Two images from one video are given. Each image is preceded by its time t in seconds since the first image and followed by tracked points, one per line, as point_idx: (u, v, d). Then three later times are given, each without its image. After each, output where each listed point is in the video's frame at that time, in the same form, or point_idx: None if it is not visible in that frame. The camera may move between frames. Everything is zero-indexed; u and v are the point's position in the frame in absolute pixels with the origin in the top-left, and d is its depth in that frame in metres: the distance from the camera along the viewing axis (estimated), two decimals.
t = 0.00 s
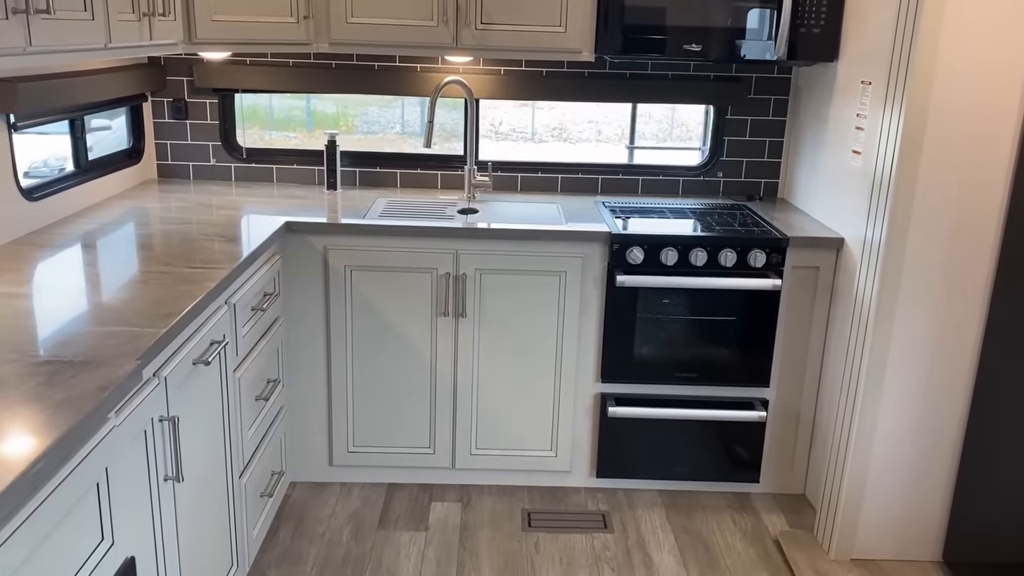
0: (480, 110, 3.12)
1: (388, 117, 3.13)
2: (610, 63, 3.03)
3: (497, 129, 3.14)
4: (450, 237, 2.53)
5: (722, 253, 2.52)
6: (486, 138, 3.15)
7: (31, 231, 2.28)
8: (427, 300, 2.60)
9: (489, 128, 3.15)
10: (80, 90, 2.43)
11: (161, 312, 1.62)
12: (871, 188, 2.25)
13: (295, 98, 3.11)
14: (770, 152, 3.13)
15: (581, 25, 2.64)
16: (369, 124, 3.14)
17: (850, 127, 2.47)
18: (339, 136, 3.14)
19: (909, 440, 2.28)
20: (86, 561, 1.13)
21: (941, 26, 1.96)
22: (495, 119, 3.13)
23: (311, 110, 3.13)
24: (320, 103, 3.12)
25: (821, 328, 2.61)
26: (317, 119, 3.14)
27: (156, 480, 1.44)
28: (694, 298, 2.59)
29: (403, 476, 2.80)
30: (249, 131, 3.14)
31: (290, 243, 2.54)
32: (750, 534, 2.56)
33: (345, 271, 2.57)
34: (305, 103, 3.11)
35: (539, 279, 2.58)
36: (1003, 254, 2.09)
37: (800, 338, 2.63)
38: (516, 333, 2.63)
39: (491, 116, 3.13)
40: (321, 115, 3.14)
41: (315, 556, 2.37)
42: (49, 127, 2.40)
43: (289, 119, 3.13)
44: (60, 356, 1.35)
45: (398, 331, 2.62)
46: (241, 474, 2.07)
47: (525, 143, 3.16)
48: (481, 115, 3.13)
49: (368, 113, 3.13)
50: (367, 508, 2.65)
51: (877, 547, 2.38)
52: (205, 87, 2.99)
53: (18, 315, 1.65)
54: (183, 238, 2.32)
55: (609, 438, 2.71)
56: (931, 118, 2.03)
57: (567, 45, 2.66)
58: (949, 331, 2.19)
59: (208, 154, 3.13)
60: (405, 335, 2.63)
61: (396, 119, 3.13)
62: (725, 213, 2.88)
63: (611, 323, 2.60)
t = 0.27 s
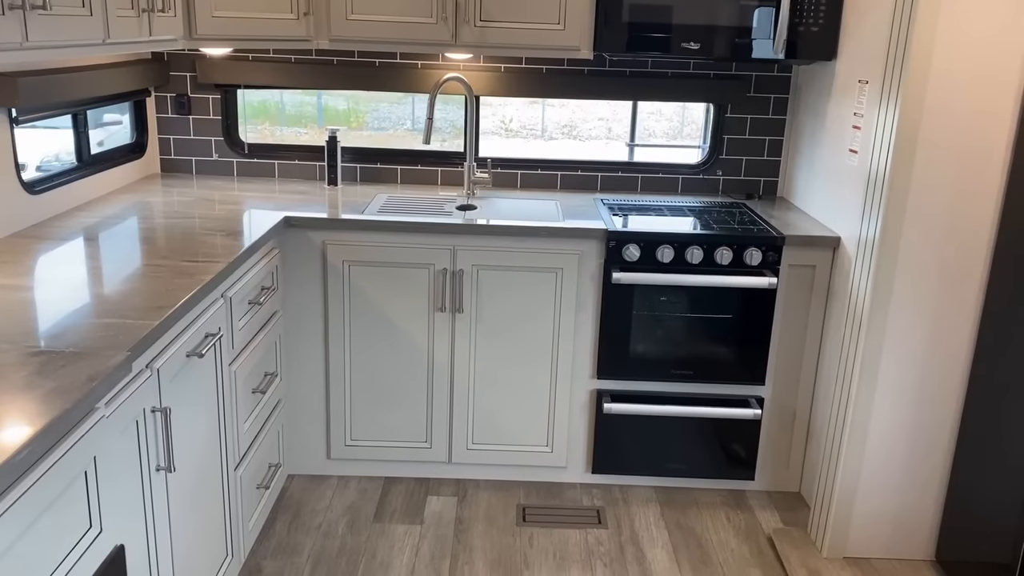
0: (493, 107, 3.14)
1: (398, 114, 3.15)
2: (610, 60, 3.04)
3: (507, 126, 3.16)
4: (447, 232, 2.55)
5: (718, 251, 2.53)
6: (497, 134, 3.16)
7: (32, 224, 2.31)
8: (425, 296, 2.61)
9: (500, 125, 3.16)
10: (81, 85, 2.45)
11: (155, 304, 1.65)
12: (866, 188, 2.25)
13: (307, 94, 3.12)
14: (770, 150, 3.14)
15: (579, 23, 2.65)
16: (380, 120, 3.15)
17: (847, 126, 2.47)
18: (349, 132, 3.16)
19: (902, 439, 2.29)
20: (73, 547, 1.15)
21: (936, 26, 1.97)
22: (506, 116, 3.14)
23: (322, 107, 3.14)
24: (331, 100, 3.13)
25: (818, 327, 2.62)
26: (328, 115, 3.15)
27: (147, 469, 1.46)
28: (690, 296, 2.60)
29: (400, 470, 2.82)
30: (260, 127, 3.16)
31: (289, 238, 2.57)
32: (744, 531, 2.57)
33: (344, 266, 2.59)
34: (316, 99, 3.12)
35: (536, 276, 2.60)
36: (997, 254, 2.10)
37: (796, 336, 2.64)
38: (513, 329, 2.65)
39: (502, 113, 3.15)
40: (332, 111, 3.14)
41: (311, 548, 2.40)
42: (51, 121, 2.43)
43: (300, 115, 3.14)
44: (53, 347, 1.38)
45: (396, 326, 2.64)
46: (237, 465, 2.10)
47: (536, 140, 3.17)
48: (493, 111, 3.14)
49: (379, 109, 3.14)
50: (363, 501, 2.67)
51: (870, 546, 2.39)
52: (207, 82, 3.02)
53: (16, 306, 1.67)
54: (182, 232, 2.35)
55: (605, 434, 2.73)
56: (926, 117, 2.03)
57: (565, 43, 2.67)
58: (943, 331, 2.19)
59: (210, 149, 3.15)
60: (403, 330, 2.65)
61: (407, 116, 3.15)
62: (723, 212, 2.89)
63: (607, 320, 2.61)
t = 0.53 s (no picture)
0: (508, 106, 3.16)
1: (414, 112, 3.17)
2: (615, 59, 3.05)
3: (522, 125, 3.18)
4: (450, 230, 2.57)
5: (720, 250, 2.53)
6: (510, 133, 3.19)
7: (40, 220, 2.35)
8: (427, 293, 2.64)
9: (515, 124, 3.18)
10: (90, 83, 2.49)
11: (156, 298, 1.67)
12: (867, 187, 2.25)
13: (322, 93, 3.14)
14: (775, 150, 3.14)
15: (582, 22, 2.66)
16: (395, 119, 3.18)
17: (850, 126, 2.47)
18: (365, 131, 3.19)
19: (902, 439, 2.29)
20: (69, 534, 1.18)
21: (936, 26, 1.96)
22: (521, 116, 3.16)
23: (338, 106, 3.17)
24: (347, 99, 3.15)
25: (819, 326, 2.61)
26: (344, 114, 3.18)
27: (146, 461, 1.49)
28: (692, 294, 2.61)
29: (402, 466, 2.84)
30: (276, 125, 3.19)
31: (293, 235, 2.59)
32: (743, 529, 2.57)
33: (347, 263, 2.61)
34: (332, 98, 3.15)
35: (537, 273, 2.61)
36: (997, 254, 2.09)
37: (798, 336, 2.64)
38: (515, 326, 2.66)
39: (518, 112, 3.17)
40: (348, 110, 3.17)
41: (312, 541, 2.43)
42: (60, 119, 2.47)
43: (316, 114, 3.17)
44: (54, 339, 1.41)
45: (399, 322, 2.67)
46: (238, 459, 2.13)
47: (551, 140, 3.19)
48: (508, 111, 3.17)
49: (394, 108, 3.17)
50: (366, 495, 2.70)
51: (870, 546, 2.39)
52: (215, 81, 3.05)
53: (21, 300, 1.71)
54: (188, 228, 2.38)
55: (606, 432, 2.74)
56: (926, 117, 2.03)
57: (568, 42, 2.68)
58: (942, 331, 2.19)
59: (218, 147, 3.18)
60: (405, 327, 2.67)
61: (422, 114, 3.17)
62: (727, 211, 2.89)
63: (608, 318, 2.62)
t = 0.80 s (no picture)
0: (527, 107, 3.17)
1: (433, 114, 3.20)
2: (624, 61, 3.06)
3: (541, 127, 3.19)
4: (457, 230, 2.59)
5: (727, 251, 2.54)
6: (529, 134, 3.20)
7: (55, 219, 2.39)
8: (435, 292, 2.66)
9: (534, 125, 3.20)
10: (105, 85, 2.53)
11: (163, 295, 1.71)
12: (873, 187, 2.25)
13: (342, 95, 3.18)
14: (785, 151, 3.13)
15: (590, 23, 2.67)
16: (414, 120, 3.21)
17: (858, 126, 2.47)
18: (384, 132, 3.22)
19: (908, 440, 2.28)
20: (72, 526, 1.21)
21: (941, 27, 1.96)
22: (540, 116, 3.18)
23: (358, 107, 3.20)
24: (367, 101, 3.19)
25: (827, 327, 2.61)
26: (363, 116, 3.21)
27: (152, 456, 1.52)
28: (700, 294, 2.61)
29: (411, 464, 2.87)
30: (297, 127, 3.23)
31: (304, 234, 2.63)
32: (749, 530, 2.57)
33: (356, 263, 2.64)
34: (352, 100, 3.19)
35: (545, 273, 2.63)
36: (1004, 255, 2.08)
37: (806, 337, 2.63)
38: (522, 325, 2.68)
39: (536, 114, 3.18)
40: (368, 112, 3.21)
41: (320, 537, 2.46)
42: (76, 120, 2.51)
43: (336, 116, 3.21)
44: (63, 336, 1.44)
45: (407, 321, 2.69)
46: (247, 455, 2.16)
47: (569, 141, 3.20)
48: (527, 112, 3.18)
49: (413, 109, 3.20)
50: (374, 493, 2.72)
51: (876, 548, 2.38)
52: (229, 83, 3.09)
53: (34, 296, 1.75)
54: (199, 228, 2.42)
55: (613, 432, 2.74)
56: (931, 118, 2.03)
57: (576, 43, 2.69)
58: (949, 332, 2.18)
59: (232, 148, 3.23)
60: (413, 326, 2.70)
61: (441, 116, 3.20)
62: (737, 211, 2.89)
63: (615, 318, 2.63)
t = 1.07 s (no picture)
0: (549, 109, 3.18)
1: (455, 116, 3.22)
2: (638, 61, 3.06)
3: (562, 128, 3.20)
4: (469, 230, 2.61)
5: (739, 251, 2.53)
6: (550, 136, 3.21)
7: (74, 218, 2.44)
8: (448, 292, 2.67)
9: (556, 127, 3.20)
10: (123, 87, 2.58)
11: (175, 292, 1.73)
12: (885, 188, 2.23)
13: (366, 97, 3.22)
14: (800, 152, 3.11)
15: (603, 24, 2.68)
16: (437, 122, 3.23)
17: (872, 126, 2.45)
18: (407, 134, 3.25)
19: (921, 443, 2.26)
20: (81, 518, 1.24)
21: (954, 26, 1.94)
22: (562, 119, 3.18)
23: (381, 110, 3.23)
24: (389, 103, 3.22)
25: (841, 328, 2.59)
26: (386, 117, 3.24)
27: (163, 450, 1.55)
28: (712, 295, 2.61)
29: (423, 462, 2.88)
30: (321, 129, 3.27)
31: (318, 234, 2.65)
32: (761, 531, 2.56)
33: (370, 262, 2.67)
34: (375, 102, 3.22)
35: (556, 273, 2.64)
36: (1019, 256, 2.06)
37: (819, 339, 2.62)
38: (534, 325, 2.69)
39: (558, 116, 3.19)
40: (390, 114, 3.24)
41: (331, 534, 2.48)
42: (96, 121, 2.55)
43: (360, 118, 3.25)
44: (77, 332, 1.47)
45: (419, 321, 2.71)
46: (259, 451, 2.19)
47: (591, 142, 3.21)
48: (549, 114, 3.19)
49: (436, 111, 3.22)
50: (386, 490, 2.75)
51: (888, 551, 2.36)
52: (246, 84, 3.13)
53: (50, 292, 1.78)
54: (214, 227, 2.45)
55: (625, 432, 2.74)
56: (944, 118, 2.01)
57: (588, 44, 2.70)
58: (962, 334, 2.16)
59: (249, 149, 3.27)
60: (426, 325, 2.71)
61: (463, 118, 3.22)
62: (751, 212, 2.88)
63: (627, 319, 2.63)
